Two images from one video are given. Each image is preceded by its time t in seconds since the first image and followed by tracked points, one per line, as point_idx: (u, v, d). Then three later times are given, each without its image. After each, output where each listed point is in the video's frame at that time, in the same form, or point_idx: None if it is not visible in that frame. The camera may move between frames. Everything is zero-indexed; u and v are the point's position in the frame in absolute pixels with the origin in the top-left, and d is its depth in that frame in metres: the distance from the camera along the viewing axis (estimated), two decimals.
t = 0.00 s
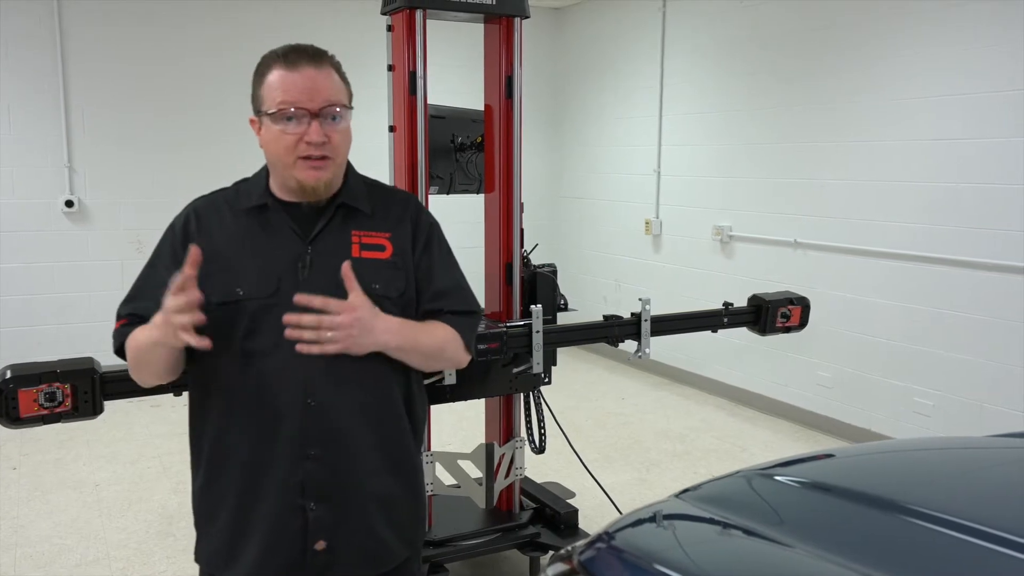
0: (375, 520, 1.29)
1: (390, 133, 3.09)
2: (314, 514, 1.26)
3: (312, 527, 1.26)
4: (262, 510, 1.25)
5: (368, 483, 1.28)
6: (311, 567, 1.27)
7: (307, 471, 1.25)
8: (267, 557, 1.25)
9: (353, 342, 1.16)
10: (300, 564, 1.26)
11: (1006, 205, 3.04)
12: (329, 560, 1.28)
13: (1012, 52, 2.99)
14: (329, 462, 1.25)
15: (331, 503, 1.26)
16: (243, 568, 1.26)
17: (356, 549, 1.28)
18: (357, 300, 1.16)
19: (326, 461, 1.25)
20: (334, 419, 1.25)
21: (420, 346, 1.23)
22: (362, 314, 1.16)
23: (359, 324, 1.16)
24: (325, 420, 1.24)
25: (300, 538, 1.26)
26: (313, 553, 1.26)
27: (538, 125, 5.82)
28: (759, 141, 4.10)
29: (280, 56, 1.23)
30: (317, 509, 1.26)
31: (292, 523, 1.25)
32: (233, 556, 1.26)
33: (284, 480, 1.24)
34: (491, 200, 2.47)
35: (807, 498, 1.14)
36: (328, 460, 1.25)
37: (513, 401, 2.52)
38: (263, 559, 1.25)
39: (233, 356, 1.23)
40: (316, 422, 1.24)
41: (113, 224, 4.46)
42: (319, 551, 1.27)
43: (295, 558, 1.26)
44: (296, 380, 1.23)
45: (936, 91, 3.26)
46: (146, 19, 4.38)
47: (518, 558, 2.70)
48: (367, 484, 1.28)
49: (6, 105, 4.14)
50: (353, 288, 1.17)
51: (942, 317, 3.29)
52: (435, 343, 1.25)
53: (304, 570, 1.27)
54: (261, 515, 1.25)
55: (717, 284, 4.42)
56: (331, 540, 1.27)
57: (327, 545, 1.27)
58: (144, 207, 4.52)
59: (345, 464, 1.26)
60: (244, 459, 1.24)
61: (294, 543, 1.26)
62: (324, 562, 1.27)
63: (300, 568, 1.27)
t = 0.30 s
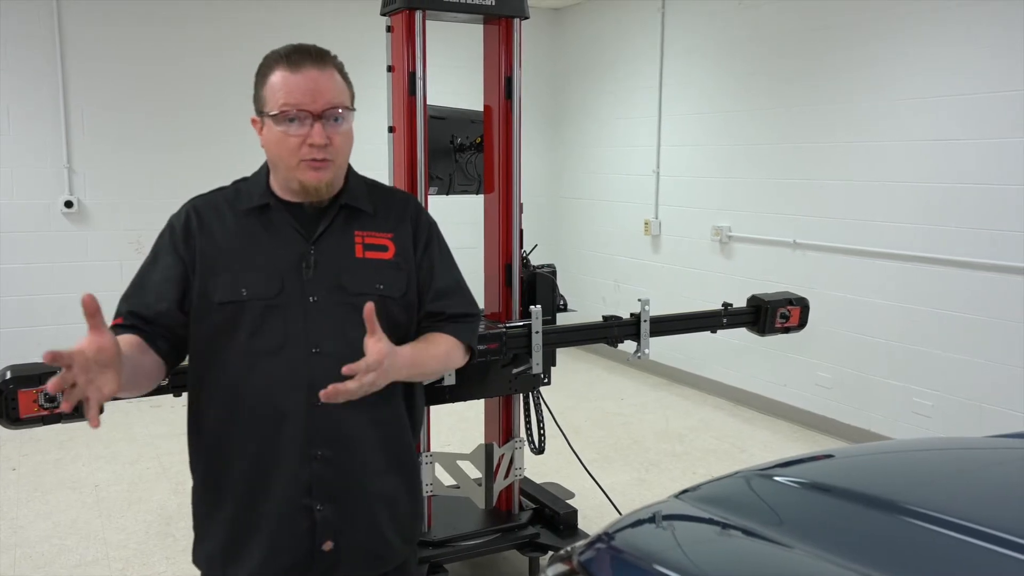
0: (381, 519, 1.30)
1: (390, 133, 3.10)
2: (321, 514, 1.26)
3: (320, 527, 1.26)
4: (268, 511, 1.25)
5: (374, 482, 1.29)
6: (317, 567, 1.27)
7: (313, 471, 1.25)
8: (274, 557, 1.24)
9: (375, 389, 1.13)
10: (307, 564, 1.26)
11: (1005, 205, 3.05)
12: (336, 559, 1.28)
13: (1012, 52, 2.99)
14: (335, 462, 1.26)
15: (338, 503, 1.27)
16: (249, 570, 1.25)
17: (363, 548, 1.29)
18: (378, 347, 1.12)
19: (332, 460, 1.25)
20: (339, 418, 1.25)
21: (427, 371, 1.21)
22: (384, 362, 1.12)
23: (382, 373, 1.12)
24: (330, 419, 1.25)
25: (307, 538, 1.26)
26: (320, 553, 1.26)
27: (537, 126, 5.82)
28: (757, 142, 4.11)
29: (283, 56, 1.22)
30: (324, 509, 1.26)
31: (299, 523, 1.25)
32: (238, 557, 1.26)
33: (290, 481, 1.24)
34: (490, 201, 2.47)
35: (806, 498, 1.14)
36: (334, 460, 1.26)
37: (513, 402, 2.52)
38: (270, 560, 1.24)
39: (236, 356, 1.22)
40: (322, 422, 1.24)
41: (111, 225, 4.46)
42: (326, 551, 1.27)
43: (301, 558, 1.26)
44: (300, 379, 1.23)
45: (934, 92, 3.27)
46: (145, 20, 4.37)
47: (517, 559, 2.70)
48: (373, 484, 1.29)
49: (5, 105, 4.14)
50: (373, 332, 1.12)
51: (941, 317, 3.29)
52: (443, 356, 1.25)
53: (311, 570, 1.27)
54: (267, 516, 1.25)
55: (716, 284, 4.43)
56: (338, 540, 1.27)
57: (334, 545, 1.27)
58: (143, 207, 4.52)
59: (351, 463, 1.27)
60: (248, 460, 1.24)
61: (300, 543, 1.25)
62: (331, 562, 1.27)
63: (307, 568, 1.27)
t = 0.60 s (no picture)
0: (384, 520, 1.30)
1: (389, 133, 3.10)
2: (324, 515, 1.26)
3: (321, 529, 1.26)
4: (270, 514, 1.25)
5: (375, 483, 1.29)
6: (320, 568, 1.27)
7: (314, 473, 1.25)
8: (276, 558, 1.25)
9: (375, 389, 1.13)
10: (309, 565, 1.27)
11: (1002, 206, 3.05)
12: (338, 560, 1.28)
13: (1012, 52, 2.99)
14: (336, 463, 1.26)
15: (340, 504, 1.27)
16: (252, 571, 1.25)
17: (366, 548, 1.29)
18: (377, 347, 1.12)
19: (333, 462, 1.26)
20: (340, 419, 1.26)
21: (426, 370, 1.21)
22: (383, 363, 1.12)
23: (381, 374, 1.12)
24: (331, 420, 1.25)
25: (309, 539, 1.26)
26: (322, 554, 1.27)
27: (537, 126, 5.83)
28: (757, 142, 4.11)
29: (278, 58, 1.23)
30: (326, 511, 1.26)
31: (301, 525, 1.25)
32: (241, 559, 1.26)
33: (292, 483, 1.24)
34: (489, 202, 2.47)
35: (804, 499, 1.14)
36: (335, 461, 1.26)
37: (512, 402, 2.52)
38: (272, 561, 1.25)
39: (236, 359, 1.22)
40: (322, 424, 1.25)
41: (110, 226, 4.46)
42: (329, 551, 1.27)
43: (304, 559, 1.26)
44: (301, 381, 1.23)
45: (934, 92, 3.27)
46: (144, 21, 4.37)
47: (516, 559, 2.70)
48: (374, 484, 1.29)
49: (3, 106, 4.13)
50: (372, 332, 1.12)
51: (939, 318, 3.29)
52: (443, 355, 1.25)
53: (313, 571, 1.27)
54: (269, 518, 1.25)
55: (716, 284, 4.43)
56: (340, 541, 1.28)
57: (336, 546, 1.27)
58: (142, 208, 4.52)
59: (352, 464, 1.27)
60: (250, 463, 1.24)
61: (303, 544, 1.26)
62: (333, 562, 1.28)
63: (310, 569, 1.27)
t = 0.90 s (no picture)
0: (380, 520, 1.30)
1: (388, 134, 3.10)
2: (319, 515, 1.26)
3: (317, 528, 1.26)
4: (266, 513, 1.25)
5: (372, 483, 1.29)
6: (315, 568, 1.27)
7: (311, 473, 1.25)
8: (272, 558, 1.25)
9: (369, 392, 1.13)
10: (305, 565, 1.27)
11: (1001, 207, 3.06)
12: (334, 561, 1.28)
13: (1012, 52, 2.99)
14: (333, 463, 1.26)
15: (336, 504, 1.27)
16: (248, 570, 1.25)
17: (361, 548, 1.29)
18: (368, 349, 1.11)
19: (330, 462, 1.26)
20: (337, 420, 1.26)
21: (420, 371, 1.21)
22: (375, 365, 1.11)
23: (374, 376, 1.12)
24: (328, 420, 1.25)
25: (305, 539, 1.26)
26: (318, 554, 1.27)
27: (536, 127, 5.83)
28: (757, 143, 4.11)
29: (274, 58, 1.23)
30: (322, 510, 1.26)
31: (297, 525, 1.25)
32: (237, 558, 1.26)
33: (288, 483, 1.24)
34: (488, 202, 2.47)
35: (803, 499, 1.14)
36: (332, 461, 1.26)
37: (511, 403, 2.52)
38: (268, 561, 1.25)
39: (233, 359, 1.22)
40: (318, 425, 1.25)
41: (109, 226, 4.45)
42: (324, 551, 1.27)
43: (299, 559, 1.26)
44: (298, 381, 1.23)
45: (934, 93, 3.27)
46: (143, 21, 4.38)
47: (515, 560, 2.70)
48: (371, 484, 1.29)
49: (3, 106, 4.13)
50: (363, 335, 1.12)
51: (938, 318, 3.30)
52: (438, 357, 1.25)
53: (309, 571, 1.27)
54: (265, 517, 1.25)
55: (715, 285, 4.42)
56: (336, 541, 1.28)
57: (332, 546, 1.27)
58: (141, 208, 4.51)
59: (349, 464, 1.27)
60: (246, 463, 1.24)
61: (298, 544, 1.26)
62: (329, 562, 1.28)
63: (306, 569, 1.27)
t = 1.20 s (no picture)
0: (377, 521, 1.30)
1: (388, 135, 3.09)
2: (316, 516, 1.26)
3: (314, 529, 1.26)
4: (262, 513, 1.25)
5: (369, 484, 1.29)
6: (312, 568, 1.27)
7: (308, 474, 1.25)
8: (269, 558, 1.25)
9: (365, 365, 1.14)
10: (301, 566, 1.27)
11: (1000, 208, 3.06)
12: (331, 561, 1.28)
13: (1012, 52, 2.99)
14: (330, 464, 1.26)
15: (333, 505, 1.27)
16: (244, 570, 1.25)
17: (358, 549, 1.29)
18: (367, 321, 1.13)
19: (327, 463, 1.26)
20: (334, 421, 1.26)
21: (419, 358, 1.21)
22: (371, 338, 1.13)
23: (371, 347, 1.13)
24: (326, 421, 1.25)
25: (302, 539, 1.26)
26: (315, 554, 1.27)
27: (535, 127, 5.83)
28: (757, 143, 4.11)
29: (274, 59, 1.23)
30: (319, 511, 1.26)
31: (294, 525, 1.26)
32: (234, 558, 1.26)
33: (285, 483, 1.24)
34: (488, 203, 2.47)
35: (802, 500, 1.14)
36: (329, 462, 1.26)
37: (510, 403, 2.52)
38: (265, 560, 1.25)
39: (231, 360, 1.23)
40: (317, 425, 1.25)
41: (109, 227, 4.45)
42: (321, 552, 1.27)
43: (296, 560, 1.26)
44: (295, 381, 1.23)
45: (935, 93, 3.27)
46: (143, 22, 4.38)
47: (515, 561, 2.70)
48: (369, 485, 1.29)
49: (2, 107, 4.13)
50: (361, 309, 1.13)
51: (938, 319, 3.30)
52: (437, 348, 1.24)
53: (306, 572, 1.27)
54: (262, 517, 1.25)
55: (715, 285, 4.42)
56: (333, 542, 1.28)
57: (328, 547, 1.27)
58: (141, 209, 4.51)
59: (346, 465, 1.27)
60: (244, 463, 1.24)
61: (295, 544, 1.26)
62: (326, 563, 1.28)
63: (302, 570, 1.27)
